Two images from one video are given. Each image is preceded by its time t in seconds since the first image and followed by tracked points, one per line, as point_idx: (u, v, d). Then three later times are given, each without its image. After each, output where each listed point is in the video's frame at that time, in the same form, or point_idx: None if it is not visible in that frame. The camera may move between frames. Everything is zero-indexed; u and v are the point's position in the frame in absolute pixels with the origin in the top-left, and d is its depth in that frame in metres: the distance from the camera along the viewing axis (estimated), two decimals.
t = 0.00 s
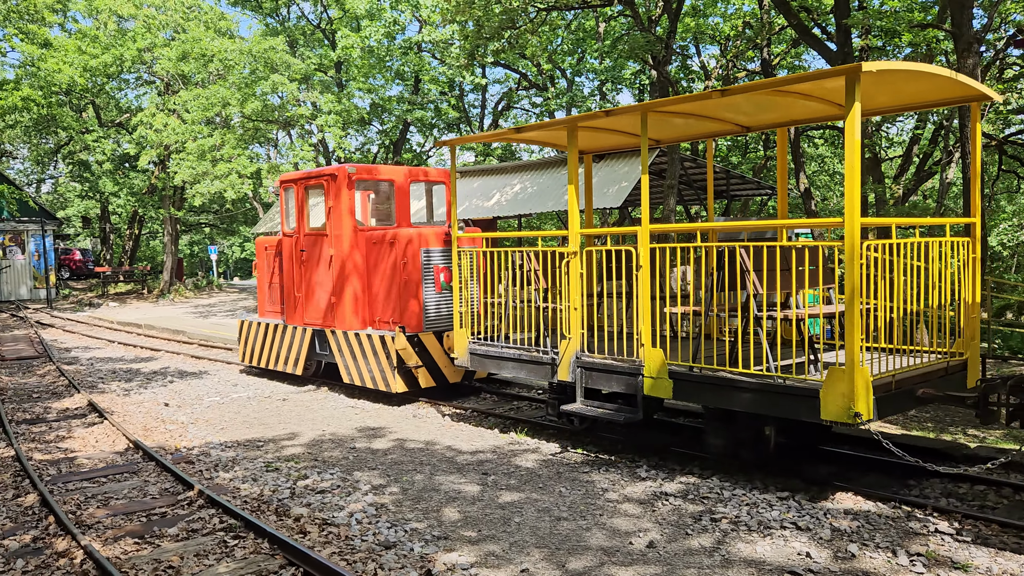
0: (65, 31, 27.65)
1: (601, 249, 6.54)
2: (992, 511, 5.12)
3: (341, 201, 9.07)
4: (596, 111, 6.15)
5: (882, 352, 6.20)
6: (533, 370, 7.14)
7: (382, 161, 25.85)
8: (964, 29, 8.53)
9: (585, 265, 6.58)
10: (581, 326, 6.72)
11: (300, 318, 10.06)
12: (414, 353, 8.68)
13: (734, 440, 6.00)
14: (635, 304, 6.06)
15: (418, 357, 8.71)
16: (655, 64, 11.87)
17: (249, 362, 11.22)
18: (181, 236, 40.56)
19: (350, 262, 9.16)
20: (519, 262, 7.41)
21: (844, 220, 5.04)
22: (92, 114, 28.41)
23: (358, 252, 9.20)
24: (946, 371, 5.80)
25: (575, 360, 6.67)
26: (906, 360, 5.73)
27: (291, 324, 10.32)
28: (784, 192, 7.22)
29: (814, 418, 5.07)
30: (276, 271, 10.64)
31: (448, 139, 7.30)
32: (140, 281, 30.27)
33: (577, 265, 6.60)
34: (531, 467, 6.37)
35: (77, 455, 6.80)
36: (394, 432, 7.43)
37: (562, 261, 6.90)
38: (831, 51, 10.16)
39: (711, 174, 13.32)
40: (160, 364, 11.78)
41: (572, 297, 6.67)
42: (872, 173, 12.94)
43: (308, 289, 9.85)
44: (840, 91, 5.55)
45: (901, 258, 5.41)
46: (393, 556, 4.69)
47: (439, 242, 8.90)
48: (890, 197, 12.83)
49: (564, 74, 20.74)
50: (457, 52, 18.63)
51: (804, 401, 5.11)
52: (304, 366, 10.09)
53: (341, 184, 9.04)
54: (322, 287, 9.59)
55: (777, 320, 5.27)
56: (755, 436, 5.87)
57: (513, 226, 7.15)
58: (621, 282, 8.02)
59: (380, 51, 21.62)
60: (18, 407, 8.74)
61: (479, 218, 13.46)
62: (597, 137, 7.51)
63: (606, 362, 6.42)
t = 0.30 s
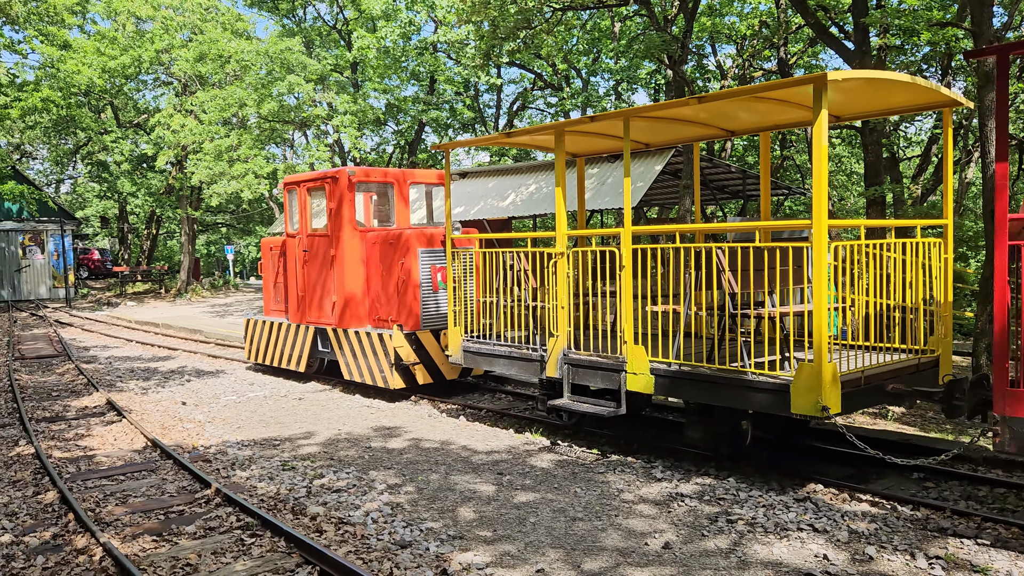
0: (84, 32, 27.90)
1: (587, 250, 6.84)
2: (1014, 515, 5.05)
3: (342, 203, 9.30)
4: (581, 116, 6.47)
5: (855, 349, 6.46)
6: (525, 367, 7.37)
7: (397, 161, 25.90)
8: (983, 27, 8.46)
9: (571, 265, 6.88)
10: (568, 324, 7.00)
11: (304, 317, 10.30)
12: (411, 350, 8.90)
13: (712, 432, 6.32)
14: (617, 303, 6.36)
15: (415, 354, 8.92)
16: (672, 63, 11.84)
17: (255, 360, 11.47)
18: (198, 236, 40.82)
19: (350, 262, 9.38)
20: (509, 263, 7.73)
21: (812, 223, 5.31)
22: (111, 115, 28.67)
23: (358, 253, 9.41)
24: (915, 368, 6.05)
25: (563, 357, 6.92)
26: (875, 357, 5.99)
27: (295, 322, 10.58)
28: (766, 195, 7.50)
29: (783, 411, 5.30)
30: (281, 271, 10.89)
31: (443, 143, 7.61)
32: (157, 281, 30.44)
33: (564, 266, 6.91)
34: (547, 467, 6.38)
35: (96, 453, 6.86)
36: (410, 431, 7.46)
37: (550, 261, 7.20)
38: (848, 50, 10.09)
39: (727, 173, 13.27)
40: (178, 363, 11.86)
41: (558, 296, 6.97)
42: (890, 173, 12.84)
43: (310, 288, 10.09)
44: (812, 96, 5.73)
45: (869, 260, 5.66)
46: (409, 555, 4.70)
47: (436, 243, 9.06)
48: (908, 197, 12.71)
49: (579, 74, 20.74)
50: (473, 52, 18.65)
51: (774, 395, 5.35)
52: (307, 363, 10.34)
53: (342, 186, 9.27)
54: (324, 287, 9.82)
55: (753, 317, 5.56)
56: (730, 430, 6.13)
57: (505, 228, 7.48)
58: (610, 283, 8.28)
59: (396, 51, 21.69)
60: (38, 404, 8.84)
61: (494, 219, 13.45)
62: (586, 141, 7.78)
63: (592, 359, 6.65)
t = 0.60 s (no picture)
0: (101, 33, 28.11)
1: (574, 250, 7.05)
2: None
3: (342, 203, 9.46)
4: (571, 120, 6.65)
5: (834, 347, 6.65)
6: (516, 363, 7.59)
7: (411, 160, 25.93)
8: (1003, 25, 8.39)
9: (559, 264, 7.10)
10: (556, 321, 7.21)
11: (306, 314, 10.48)
12: (409, 347, 9.10)
13: (691, 425, 6.55)
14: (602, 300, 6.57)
15: (412, 351, 9.12)
16: (687, 61, 11.80)
17: (259, 357, 11.67)
18: (212, 235, 41.03)
19: (350, 261, 9.53)
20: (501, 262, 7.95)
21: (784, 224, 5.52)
22: (127, 115, 28.88)
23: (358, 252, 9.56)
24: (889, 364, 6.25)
25: (551, 353, 7.15)
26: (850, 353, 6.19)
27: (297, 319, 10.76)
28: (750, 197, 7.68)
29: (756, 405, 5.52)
30: (284, 269, 11.06)
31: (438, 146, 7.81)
32: (172, 280, 30.60)
33: (552, 265, 7.14)
34: (561, 466, 6.38)
35: (114, 451, 6.92)
36: (424, 431, 7.48)
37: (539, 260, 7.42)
38: (865, 48, 10.02)
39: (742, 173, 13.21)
40: (194, 361, 11.94)
41: (546, 293, 7.19)
42: (907, 171, 12.73)
43: (312, 286, 10.25)
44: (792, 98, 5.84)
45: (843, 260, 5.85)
46: (424, 554, 4.71)
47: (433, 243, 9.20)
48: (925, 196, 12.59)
49: (593, 73, 20.73)
50: (487, 51, 18.66)
51: (748, 390, 5.55)
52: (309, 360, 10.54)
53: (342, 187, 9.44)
54: (325, 285, 9.98)
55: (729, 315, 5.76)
56: (711, 423, 6.45)
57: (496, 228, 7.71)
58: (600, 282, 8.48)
59: (410, 51, 21.73)
60: (56, 402, 8.92)
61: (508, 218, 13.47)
62: (577, 144, 7.93)
63: (579, 355, 6.88)
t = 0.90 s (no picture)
0: (114, 33, 28.31)
1: (559, 250, 7.24)
2: None
3: (341, 205, 9.65)
4: (557, 125, 6.80)
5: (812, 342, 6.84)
6: (504, 359, 7.80)
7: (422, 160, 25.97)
8: (1018, 22, 8.33)
9: (546, 263, 7.30)
10: (543, 318, 7.41)
11: (306, 313, 10.66)
12: (403, 344, 9.17)
13: (669, 419, 6.68)
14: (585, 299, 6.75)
15: (407, 348, 9.19)
16: (699, 60, 11.75)
17: (261, 354, 11.80)
18: (224, 235, 41.25)
19: (349, 261, 9.71)
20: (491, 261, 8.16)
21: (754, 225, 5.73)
22: (140, 115, 29.05)
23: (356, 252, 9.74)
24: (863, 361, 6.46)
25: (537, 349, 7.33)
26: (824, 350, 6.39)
27: (297, 317, 10.92)
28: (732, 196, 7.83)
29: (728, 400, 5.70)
30: (285, 269, 11.24)
31: (428, 148, 7.90)
32: (184, 279, 30.70)
33: (540, 264, 7.34)
34: (572, 466, 6.37)
35: (127, 449, 6.96)
36: (435, 430, 7.48)
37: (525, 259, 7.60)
38: (878, 46, 9.97)
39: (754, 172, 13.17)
40: (206, 360, 12.01)
41: (534, 292, 7.38)
42: (921, 170, 12.65)
43: (311, 285, 10.44)
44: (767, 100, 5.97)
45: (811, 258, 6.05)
46: (436, 553, 4.71)
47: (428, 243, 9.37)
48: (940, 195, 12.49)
49: (604, 72, 20.73)
50: (498, 50, 18.69)
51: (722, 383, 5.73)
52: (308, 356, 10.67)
53: (340, 189, 9.62)
54: (324, 283, 10.16)
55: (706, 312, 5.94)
56: (689, 418, 6.58)
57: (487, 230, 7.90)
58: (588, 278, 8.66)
59: (421, 51, 21.81)
60: (70, 400, 8.99)
61: (519, 217, 13.44)
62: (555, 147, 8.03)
63: (563, 351, 7.04)
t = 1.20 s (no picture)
0: (125, 34, 28.46)
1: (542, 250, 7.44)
2: None
3: (337, 205, 9.75)
4: (541, 128, 6.96)
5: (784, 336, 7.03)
6: (491, 355, 7.97)
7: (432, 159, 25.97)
8: None
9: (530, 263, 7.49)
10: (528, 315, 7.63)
11: (305, 311, 10.75)
12: (397, 340, 9.33)
13: (647, 413, 6.86)
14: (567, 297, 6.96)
15: (400, 344, 9.35)
16: (709, 59, 11.70)
17: (261, 351, 11.92)
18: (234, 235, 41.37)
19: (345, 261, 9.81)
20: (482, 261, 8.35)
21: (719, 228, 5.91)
22: (151, 116, 29.18)
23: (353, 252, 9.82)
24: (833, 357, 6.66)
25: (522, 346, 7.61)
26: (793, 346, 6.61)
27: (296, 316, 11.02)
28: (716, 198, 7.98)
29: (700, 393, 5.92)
30: (284, 268, 11.33)
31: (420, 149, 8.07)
32: (195, 279, 30.77)
33: (524, 264, 7.54)
34: (582, 466, 6.36)
35: (138, 448, 6.99)
36: (444, 429, 7.49)
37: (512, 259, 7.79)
38: (890, 44, 9.91)
39: (765, 171, 13.10)
40: (216, 360, 12.05)
41: (519, 291, 7.59)
42: (933, 169, 12.57)
43: (309, 284, 10.53)
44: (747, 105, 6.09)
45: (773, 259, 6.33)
46: (446, 552, 4.71)
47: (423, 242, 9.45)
48: (952, 194, 12.40)
49: (614, 72, 20.67)
50: (508, 49, 18.67)
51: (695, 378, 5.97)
52: (306, 353, 10.81)
53: (337, 190, 9.72)
54: (321, 282, 10.26)
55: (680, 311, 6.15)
56: (666, 411, 6.73)
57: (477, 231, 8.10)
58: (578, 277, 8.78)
59: (431, 50, 21.82)
60: (82, 399, 9.04)
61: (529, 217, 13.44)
62: (541, 150, 8.19)
63: (546, 347, 7.29)
